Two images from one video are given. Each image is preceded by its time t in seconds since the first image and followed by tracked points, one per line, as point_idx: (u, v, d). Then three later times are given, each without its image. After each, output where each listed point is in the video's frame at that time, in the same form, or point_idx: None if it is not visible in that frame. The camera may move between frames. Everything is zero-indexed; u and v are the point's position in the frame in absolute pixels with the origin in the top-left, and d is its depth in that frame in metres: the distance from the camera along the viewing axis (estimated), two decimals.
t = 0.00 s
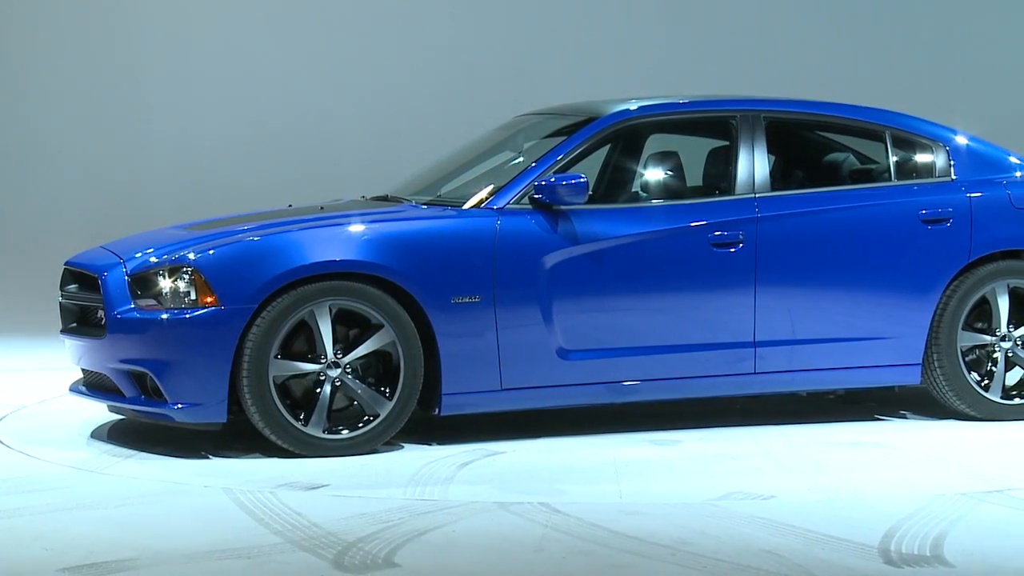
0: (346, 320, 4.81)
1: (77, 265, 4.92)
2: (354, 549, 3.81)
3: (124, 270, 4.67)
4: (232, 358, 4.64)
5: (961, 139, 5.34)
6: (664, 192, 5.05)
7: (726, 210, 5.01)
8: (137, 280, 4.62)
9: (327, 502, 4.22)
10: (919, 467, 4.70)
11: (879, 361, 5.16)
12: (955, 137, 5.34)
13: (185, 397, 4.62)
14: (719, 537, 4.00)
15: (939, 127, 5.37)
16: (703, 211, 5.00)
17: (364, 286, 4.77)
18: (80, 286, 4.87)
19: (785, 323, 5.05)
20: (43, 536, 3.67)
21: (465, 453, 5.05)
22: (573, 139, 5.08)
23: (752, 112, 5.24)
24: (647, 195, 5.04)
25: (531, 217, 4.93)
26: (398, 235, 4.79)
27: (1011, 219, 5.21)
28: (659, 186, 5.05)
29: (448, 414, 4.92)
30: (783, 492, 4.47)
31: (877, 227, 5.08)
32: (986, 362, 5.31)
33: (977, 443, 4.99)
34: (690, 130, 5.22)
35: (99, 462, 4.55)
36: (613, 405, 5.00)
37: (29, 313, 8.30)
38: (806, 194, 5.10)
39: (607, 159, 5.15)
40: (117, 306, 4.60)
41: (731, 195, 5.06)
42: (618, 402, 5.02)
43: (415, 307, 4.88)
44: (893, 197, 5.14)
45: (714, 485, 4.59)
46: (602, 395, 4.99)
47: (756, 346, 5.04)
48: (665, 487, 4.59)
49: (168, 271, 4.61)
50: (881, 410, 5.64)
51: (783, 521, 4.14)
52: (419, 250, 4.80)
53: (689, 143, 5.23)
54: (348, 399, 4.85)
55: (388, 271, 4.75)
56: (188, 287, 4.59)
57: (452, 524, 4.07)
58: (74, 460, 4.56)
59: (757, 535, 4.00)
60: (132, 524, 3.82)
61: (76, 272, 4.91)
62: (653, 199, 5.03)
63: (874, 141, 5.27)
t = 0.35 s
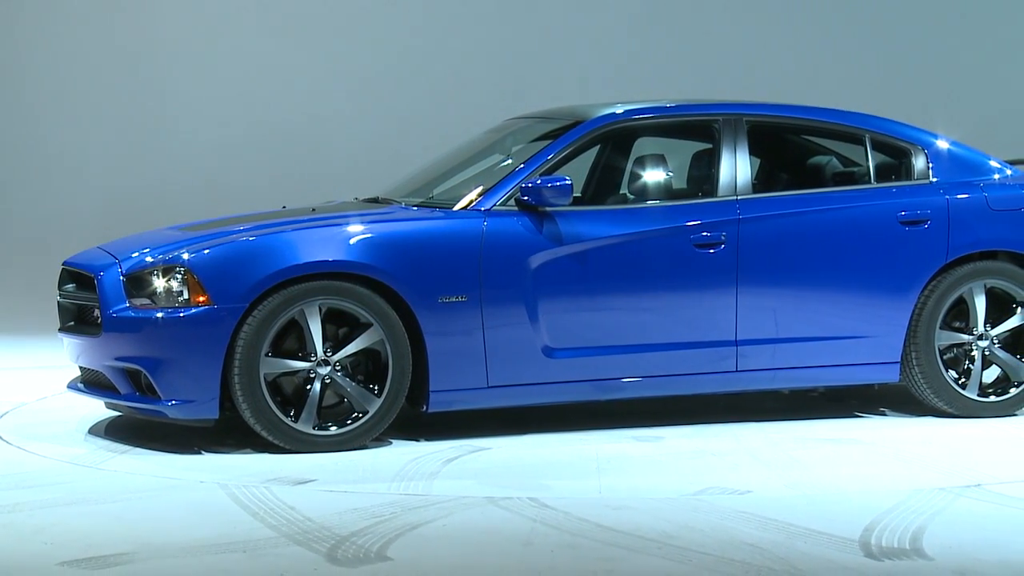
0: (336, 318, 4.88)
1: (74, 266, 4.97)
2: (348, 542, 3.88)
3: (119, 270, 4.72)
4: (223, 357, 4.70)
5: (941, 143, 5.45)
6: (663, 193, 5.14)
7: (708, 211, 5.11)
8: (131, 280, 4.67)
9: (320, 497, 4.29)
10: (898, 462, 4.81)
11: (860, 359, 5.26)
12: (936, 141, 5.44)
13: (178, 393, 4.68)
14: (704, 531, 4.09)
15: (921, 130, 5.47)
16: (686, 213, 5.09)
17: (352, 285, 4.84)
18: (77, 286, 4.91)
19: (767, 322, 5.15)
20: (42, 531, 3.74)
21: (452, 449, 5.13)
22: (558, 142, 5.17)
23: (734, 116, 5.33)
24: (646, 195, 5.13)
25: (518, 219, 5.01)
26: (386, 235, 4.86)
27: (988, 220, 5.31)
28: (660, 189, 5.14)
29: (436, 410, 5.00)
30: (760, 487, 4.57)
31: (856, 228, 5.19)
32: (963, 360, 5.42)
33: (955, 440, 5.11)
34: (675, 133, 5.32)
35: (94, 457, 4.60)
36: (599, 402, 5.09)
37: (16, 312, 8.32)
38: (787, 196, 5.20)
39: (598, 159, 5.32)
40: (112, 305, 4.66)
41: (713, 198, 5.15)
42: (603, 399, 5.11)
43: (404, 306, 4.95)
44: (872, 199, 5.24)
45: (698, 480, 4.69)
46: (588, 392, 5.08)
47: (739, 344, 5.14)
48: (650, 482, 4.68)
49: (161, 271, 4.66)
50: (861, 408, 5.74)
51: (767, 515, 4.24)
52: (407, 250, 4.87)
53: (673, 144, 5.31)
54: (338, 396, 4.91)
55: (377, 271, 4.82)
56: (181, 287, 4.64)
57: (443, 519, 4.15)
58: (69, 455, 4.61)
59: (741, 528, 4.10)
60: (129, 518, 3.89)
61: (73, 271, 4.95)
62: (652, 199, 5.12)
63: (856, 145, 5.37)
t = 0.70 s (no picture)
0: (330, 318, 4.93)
1: (75, 266, 5.03)
2: (346, 537, 3.96)
3: (120, 269, 4.79)
4: (220, 355, 4.77)
5: (929, 148, 5.55)
6: (667, 193, 5.25)
7: (695, 213, 5.20)
8: (131, 280, 4.74)
9: (318, 492, 4.36)
10: (882, 458, 4.92)
11: (845, 358, 5.36)
12: (924, 145, 5.54)
13: (176, 390, 4.74)
14: (694, 525, 4.18)
15: (907, 134, 5.57)
16: (674, 214, 5.19)
17: (346, 285, 4.91)
18: (79, 285, 4.98)
19: (754, 321, 5.24)
20: (47, 526, 3.82)
21: (444, 445, 5.21)
22: (550, 145, 5.25)
23: (721, 120, 5.42)
24: (652, 196, 5.23)
25: (508, 220, 5.09)
26: (380, 236, 4.94)
27: (971, 221, 5.40)
28: (665, 190, 5.25)
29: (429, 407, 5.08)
30: (740, 483, 4.67)
31: (841, 229, 5.29)
32: (947, 358, 5.52)
33: (937, 435, 5.22)
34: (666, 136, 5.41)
35: (95, 452, 4.66)
36: (589, 399, 5.18)
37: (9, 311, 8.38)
38: (774, 198, 5.29)
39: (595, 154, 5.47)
40: (113, 303, 4.72)
41: (701, 200, 5.25)
42: (594, 396, 5.20)
43: (397, 306, 5.02)
44: (857, 201, 5.34)
45: (688, 475, 4.79)
46: (579, 390, 5.16)
47: (725, 343, 5.24)
48: (641, 478, 4.77)
49: (160, 271, 4.74)
50: (846, 405, 5.85)
51: (756, 509, 4.34)
52: (401, 250, 4.95)
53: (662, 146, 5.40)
54: (333, 393, 4.97)
55: (371, 270, 4.90)
56: (179, 287, 4.72)
57: (439, 513, 4.22)
58: (70, 450, 4.67)
59: (730, 522, 4.20)
60: (132, 512, 3.97)
61: (76, 271, 5.02)
62: (658, 199, 5.23)
63: (842, 148, 5.47)
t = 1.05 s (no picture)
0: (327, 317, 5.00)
1: (79, 266, 5.09)
2: (346, 531, 4.04)
3: (122, 269, 4.86)
4: (218, 353, 4.84)
5: (918, 152, 5.65)
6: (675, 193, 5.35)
7: (685, 214, 5.30)
8: (132, 279, 4.81)
9: (317, 488, 4.44)
10: (868, 454, 5.03)
11: (833, 357, 5.46)
12: (913, 150, 5.65)
13: (176, 387, 4.81)
14: (685, 519, 4.27)
15: (896, 138, 5.67)
16: (664, 215, 5.28)
17: (343, 284, 4.99)
18: (83, 285, 5.04)
19: (742, 321, 5.34)
20: (53, 521, 3.90)
21: (438, 441, 5.29)
22: (543, 147, 5.35)
23: (711, 123, 5.52)
24: (659, 197, 5.34)
25: (502, 221, 5.18)
26: (376, 236, 5.02)
27: (956, 223, 5.51)
28: (670, 190, 5.36)
29: (425, 404, 5.16)
30: (724, 478, 4.78)
31: (828, 230, 5.39)
32: (932, 357, 5.63)
33: (922, 432, 5.33)
34: (657, 139, 5.50)
35: (97, 449, 4.73)
36: (582, 397, 5.26)
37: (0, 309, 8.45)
38: (762, 200, 5.40)
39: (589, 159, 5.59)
40: (115, 303, 4.79)
41: (691, 202, 5.34)
42: (585, 394, 5.29)
43: (392, 305, 5.10)
44: (844, 203, 5.44)
45: (678, 470, 4.89)
46: (572, 388, 5.25)
47: (715, 341, 5.33)
48: (632, 473, 4.87)
49: (161, 271, 4.81)
50: (832, 403, 5.95)
51: (746, 504, 4.44)
52: (397, 250, 5.03)
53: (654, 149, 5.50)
54: (330, 391, 5.04)
55: (366, 270, 4.98)
56: (178, 286, 4.79)
57: (436, 508, 4.31)
58: (73, 447, 4.74)
59: (720, 517, 4.30)
60: (135, 507, 4.05)
61: (79, 271, 5.08)
62: (666, 200, 5.34)
63: (831, 152, 5.58)
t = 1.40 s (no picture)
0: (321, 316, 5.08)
1: (82, 267, 5.17)
2: (343, 525, 4.13)
3: (122, 269, 4.95)
4: (215, 352, 4.92)
5: (904, 157, 5.76)
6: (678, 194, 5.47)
7: (672, 216, 5.40)
8: (132, 279, 4.89)
9: (313, 483, 4.53)
10: (849, 450, 5.15)
11: (817, 355, 5.58)
12: (898, 154, 5.76)
13: (175, 385, 4.89)
14: (676, 514, 4.37)
15: (882, 142, 5.78)
16: (651, 217, 5.39)
17: (337, 285, 5.07)
18: (85, 285, 5.12)
19: (728, 320, 5.45)
20: (56, 516, 3.99)
21: (429, 437, 5.38)
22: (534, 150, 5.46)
23: (698, 127, 5.64)
24: (661, 199, 5.46)
25: (493, 222, 5.28)
26: (370, 238, 5.11)
27: (937, 225, 5.62)
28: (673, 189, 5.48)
29: (418, 402, 5.25)
30: (704, 473, 4.89)
31: (812, 232, 5.49)
32: (914, 355, 5.75)
33: (902, 428, 5.46)
34: (646, 143, 5.61)
35: (98, 444, 4.82)
36: (571, 394, 5.36)
37: None
38: (748, 202, 5.50)
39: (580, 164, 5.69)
40: (115, 302, 4.87)
41: (679, 204, 5.44)
42: (575, 391, 5.39)
43: (385, 305, 5.19)
44: (828, 205, 5.56)
45: (666, 466, 4.99)
46: (562, 385, 5.35)
47: (701, 340, 5.44)
48: (622, 468, 4.97)
49: (159, 271, 4.89)
50: (816, 399, 6.07)
51: (733, 498, 4.55)
52: (390, 252, 5.12)
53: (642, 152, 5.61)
54: (324, 388, 5.13)
55: (359, 270, 5.06)
56: (175, 286, 4.86)
57: (432, 503, 4.40)
58: (75, 442, 4.83)
59: (708, 511, 4.40)
60: (136, 502, 4.15)
61: (82, 272, 5.16)
62: (668, 201, 5.45)
63: (817, 156, 5.69)
